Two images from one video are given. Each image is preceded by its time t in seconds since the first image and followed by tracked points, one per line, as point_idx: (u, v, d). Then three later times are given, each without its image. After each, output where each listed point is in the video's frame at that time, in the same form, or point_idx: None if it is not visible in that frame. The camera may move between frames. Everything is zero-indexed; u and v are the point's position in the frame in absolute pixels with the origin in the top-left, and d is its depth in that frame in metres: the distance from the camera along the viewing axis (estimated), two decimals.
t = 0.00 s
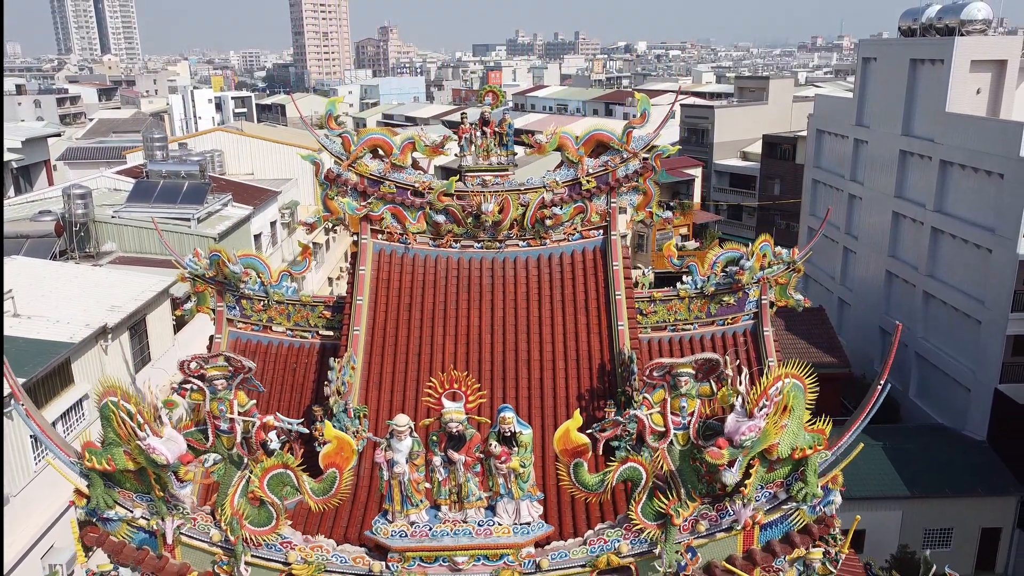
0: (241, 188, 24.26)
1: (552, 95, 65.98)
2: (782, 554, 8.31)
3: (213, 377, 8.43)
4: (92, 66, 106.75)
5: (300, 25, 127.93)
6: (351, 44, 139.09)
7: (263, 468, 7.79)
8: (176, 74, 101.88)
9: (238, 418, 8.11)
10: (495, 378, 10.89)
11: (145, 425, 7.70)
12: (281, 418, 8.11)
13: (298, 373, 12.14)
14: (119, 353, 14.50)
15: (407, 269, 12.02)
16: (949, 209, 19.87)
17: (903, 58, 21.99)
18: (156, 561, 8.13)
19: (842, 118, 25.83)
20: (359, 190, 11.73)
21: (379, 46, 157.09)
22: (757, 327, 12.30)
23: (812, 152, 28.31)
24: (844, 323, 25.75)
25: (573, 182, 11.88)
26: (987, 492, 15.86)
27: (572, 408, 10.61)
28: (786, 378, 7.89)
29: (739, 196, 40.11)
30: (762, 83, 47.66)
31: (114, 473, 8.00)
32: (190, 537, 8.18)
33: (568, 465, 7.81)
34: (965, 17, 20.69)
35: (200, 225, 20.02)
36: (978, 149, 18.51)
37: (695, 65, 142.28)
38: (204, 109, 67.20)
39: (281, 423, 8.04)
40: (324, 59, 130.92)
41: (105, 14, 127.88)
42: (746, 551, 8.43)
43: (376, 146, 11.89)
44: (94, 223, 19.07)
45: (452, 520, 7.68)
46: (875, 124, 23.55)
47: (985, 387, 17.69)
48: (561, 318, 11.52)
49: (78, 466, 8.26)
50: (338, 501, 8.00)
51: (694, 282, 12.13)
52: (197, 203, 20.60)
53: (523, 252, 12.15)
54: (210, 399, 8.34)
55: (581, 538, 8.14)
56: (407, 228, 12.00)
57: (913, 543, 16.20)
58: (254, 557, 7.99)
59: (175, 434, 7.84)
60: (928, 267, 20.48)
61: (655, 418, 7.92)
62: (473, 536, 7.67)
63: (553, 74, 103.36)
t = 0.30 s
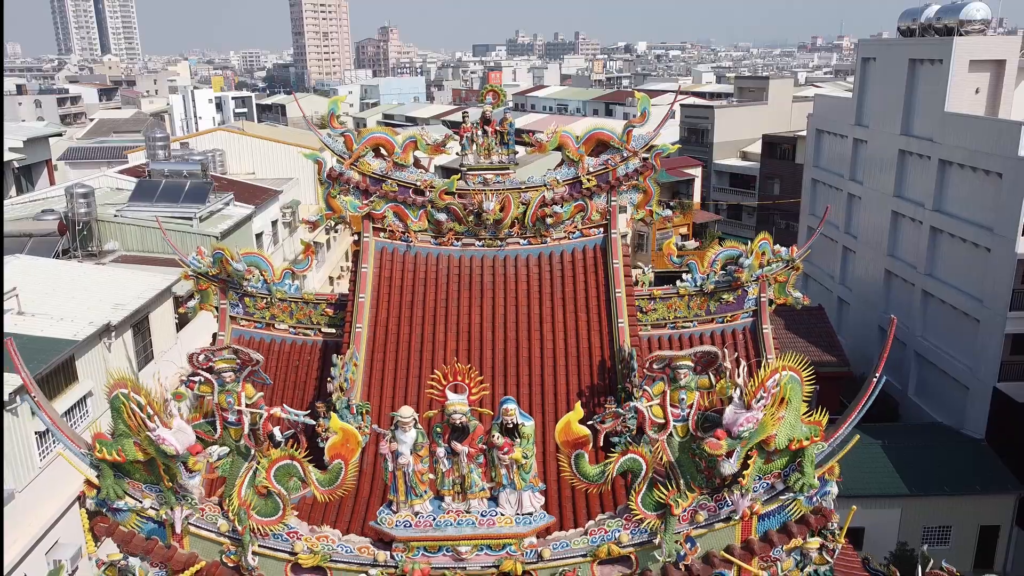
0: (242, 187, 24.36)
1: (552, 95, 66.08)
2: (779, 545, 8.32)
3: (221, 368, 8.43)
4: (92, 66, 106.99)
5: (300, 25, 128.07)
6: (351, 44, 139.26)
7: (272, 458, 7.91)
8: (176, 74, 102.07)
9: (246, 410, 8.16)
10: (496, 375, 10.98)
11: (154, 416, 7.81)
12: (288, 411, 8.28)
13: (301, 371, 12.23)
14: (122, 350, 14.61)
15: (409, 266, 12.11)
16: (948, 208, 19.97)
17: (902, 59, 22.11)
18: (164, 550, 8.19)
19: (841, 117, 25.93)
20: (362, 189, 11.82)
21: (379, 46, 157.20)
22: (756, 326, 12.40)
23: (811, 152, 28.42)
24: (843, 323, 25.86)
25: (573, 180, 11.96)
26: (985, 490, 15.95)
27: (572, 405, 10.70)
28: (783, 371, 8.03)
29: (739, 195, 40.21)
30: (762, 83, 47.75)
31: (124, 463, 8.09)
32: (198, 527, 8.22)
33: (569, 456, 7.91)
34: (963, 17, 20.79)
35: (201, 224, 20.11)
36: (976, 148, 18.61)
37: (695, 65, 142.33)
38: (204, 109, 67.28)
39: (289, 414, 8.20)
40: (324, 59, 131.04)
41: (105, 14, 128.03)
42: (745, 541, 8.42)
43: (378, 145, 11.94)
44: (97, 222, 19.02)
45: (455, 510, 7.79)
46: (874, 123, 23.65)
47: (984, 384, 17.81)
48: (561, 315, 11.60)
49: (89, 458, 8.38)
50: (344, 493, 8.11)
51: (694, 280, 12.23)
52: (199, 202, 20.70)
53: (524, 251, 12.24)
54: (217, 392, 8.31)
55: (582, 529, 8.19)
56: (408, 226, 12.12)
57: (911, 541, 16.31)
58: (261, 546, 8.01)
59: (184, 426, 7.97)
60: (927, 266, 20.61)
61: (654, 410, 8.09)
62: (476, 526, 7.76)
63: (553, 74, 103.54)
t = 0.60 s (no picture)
0: (244, 186, 24.50)
1: (552, 95, 66.18)
2: (776, 532, 8.35)
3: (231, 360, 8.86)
4: (92, 66, 107.20)
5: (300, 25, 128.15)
6: (351, 45, 139.43)
7: (279, 447, 7.95)
8: (177, 74, 102.16)
9: (255, 400, 8.07)
10: (497, 371, 11.10)
11: (167, 405, 7.87)
12: (295, 400, 8.29)
13: (304, 367, 12.38)
14: (126, 347, 14.75)
15: (411, 264, 12.24)
16: (946, 207, 20.09)
17: (901, 58, 22.24)
18: (175, 537, 8.21)
19: (841, 117, 26.04)
20: (364, 187, 11.95)
21: (379, 45, 157.27)
22: (755, 322, 12.55)
23: (810, 151, 28.56)
24: (842, 322, 26.00)
25: (573, 179, 12.09)
26: (983, 487, 16.07)
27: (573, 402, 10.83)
28: (780, 361, 8.08)
29: (739, 195, 40.35)
30: (762, 83, 47.84)
31: (136, 452, 8.17)
32: (207, 515, 8.27)
33: (570, 446, 8.03)
34: (962, 17, 20.91)
35: (204, 223, 20.22)
36: (975, 148, 18.72)
37: (695, 66, 142.45)
38: (205, 108, 67.36)
39: (296, 404, 8.11)
40: (324, 59, 131.17)
41: (105, 13, 128.10)
42: (742, 529, 8.50)
43: (380, 143, 12.03)
44: (100, 221, 19.21)
45: (459, 499, 7.85)
46: (873, 123, 23.78)
47: (982, 382, 17.95)
48: (562, 312, 11.72)
49: (102, 448, 8.45)
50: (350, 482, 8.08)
51: (693, 277, 12.35)
52: (202, 201, 20.83)
53: (525, 248, 12.37)
54: (228, 381, 8.59)
55: (583, 517, 8.30)
56: (411, 224, 12.25)
57: (910, 538, 16.45)
58: (269, 534, 8.12)
59: (195, 415, 7.97)
60: (926, 265, 20.74)
61: (654, 400, 8.10)
62: (479, 514, 7.86)
63: (553, 74, 103.62)
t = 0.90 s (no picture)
0: (246, 185, 24.66)
1: (552, 96, 66.35)
2: (773, 518, 8.42)
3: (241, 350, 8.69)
4: (92, 66, 107.44)
5: (301, 26, 128.37)
6: (351, 45, 139.69)
7: (289, 435, 7.99)
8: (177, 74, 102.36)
9: (265, 388, 8.15)
10: (499, 366, 11.23)
11: (179, 393, 7.89)
12: (305, 390, 8.47)
13: (308, 363, 12.54)
14: (130, 344, 14.90)
15: (413, 261, 12.39)
16: (944, 206, 20.24)
17: (900, 59, 22.40)
18: (186, 523, 8.22)
19: (839, 117, 26.19)
20: (367, 185, 12.14)
21: (379, 46, 157.51)
22: (753, 320, 12.65)
23: (808, 151, 28.73)
24: (841, 321, 26.13)
25: (574, 177, 12.32)
26: (981, 484, 16.22)
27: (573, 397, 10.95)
28: (775, 351, 8.12)
29: (739, 195, 40.51)
30: (762, 84, 47.99)
31: (149, 440, 8.20)
32: (218, 501, 8.29)
33: (572, 433, 8.16)
34: (960, 17, 21.02)
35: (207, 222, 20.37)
36: (973, 147, 18.85)
37: (694, 66, 142.64)
38: (205, 109, 67.51)
39: (306, 392, 8.21)
40: (325, 60, 131.39)
41: (105, 13, 128.28)
42: (739, 515, 8.55)
43: (383, 141, 12.23)
44: (105, 219, 19.45)
45: (463, 485, 7.99)
46: (872, 122, 23.92)
47: (980, 381, 18.12)
48: (562, 308, 11.83)
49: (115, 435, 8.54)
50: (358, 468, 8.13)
51: (692, 275, 12.49)
52: (204, 200, 20.98)
53: (526, 246, 12.51)
54: (238, 371, 8.63)
55: (584, 504, 8.39)
56: (413, 221, 12.41)
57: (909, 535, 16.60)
58: (279, 520, 8.20)
59: (208, 403, 8.02)
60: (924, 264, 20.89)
61: (652, 389, 8.23)
62: (483, 501, 7.97)
63: (553, 75, 103.80)
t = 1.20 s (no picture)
0: (249, 184, 24.85)
1: (552, 96, 66.52)
2: (768, 503, 8.60)
3: (255, 340, 8.66)
4: (92, 66, 107.65)
5: (301, 26, 128.53)
6: (351, 45, 139.94)
7: (299, 422, 8.13)
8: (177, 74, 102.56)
9: (277, 376, 8.06)
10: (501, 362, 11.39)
11: (194, 381, 7.96)
12: (315, 376, 8.35)
13: (312, 359, 12.69)
14: (136, 340, 15.09)
15: (417, 258, 12.55)
16: (943, 205, 20.40)
17: (899, 59, 22.57)
18: (200, 508, 8.33)
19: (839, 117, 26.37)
20: (371, 183, 12.36)
21: (379, 46, 157.64)
22: (751, 315, 12.76)
23: (808, 151, 28.89)
24: (839, 320, 26.27)
25: (574, 175, 12.52)
26: (978, 481, 16.38)
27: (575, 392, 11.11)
28: (770, 340, 8.27)
29: (739, 195, 40.70)
30: (762, 84, 48.17)
31: (164, 427, 8.26)
32: (231, 487, 8.38)
33: (574, 421, 8.33)
34: (958, 17, 21.18)
35: (211, 220, 20.55)
36: (971, 147, 19.00)
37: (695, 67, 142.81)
38: (206, 109, 67.64)
39: (316, 380, 8.15)
40: (325, 60, 131.57)
41: (105, 13, 128.37)
42: (736, 500, 8.70)
43: (386, 140, 12.44)
44: (109, 218, 19.61)
45: (469, 471, 8.14)
46: (870, 122, 24.09)
47: (977, 379, 18.30)
48: (563, 304, 11.99)
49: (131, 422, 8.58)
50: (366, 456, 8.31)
51: (692, 271, 12.68)
52: (208, 199, 21.18)
53: (528, 243, 12.69)
54: (251, 360, 8.35)
55: (586, 489, 8.56)
56: (416, 219, 12.56)
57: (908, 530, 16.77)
58: (290, 506, 8.32)
59: (221, 390, 8.11)
60: (922, 262, 21.04)
61: (652, 377, 8.27)
62: (488, 486, 8.14)
63: (553, 75, 104.01)
